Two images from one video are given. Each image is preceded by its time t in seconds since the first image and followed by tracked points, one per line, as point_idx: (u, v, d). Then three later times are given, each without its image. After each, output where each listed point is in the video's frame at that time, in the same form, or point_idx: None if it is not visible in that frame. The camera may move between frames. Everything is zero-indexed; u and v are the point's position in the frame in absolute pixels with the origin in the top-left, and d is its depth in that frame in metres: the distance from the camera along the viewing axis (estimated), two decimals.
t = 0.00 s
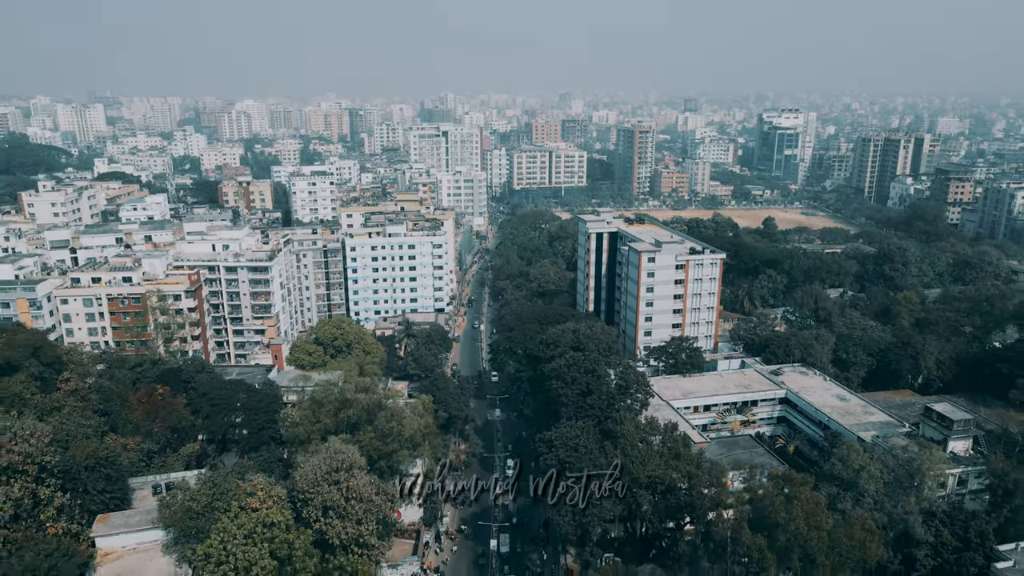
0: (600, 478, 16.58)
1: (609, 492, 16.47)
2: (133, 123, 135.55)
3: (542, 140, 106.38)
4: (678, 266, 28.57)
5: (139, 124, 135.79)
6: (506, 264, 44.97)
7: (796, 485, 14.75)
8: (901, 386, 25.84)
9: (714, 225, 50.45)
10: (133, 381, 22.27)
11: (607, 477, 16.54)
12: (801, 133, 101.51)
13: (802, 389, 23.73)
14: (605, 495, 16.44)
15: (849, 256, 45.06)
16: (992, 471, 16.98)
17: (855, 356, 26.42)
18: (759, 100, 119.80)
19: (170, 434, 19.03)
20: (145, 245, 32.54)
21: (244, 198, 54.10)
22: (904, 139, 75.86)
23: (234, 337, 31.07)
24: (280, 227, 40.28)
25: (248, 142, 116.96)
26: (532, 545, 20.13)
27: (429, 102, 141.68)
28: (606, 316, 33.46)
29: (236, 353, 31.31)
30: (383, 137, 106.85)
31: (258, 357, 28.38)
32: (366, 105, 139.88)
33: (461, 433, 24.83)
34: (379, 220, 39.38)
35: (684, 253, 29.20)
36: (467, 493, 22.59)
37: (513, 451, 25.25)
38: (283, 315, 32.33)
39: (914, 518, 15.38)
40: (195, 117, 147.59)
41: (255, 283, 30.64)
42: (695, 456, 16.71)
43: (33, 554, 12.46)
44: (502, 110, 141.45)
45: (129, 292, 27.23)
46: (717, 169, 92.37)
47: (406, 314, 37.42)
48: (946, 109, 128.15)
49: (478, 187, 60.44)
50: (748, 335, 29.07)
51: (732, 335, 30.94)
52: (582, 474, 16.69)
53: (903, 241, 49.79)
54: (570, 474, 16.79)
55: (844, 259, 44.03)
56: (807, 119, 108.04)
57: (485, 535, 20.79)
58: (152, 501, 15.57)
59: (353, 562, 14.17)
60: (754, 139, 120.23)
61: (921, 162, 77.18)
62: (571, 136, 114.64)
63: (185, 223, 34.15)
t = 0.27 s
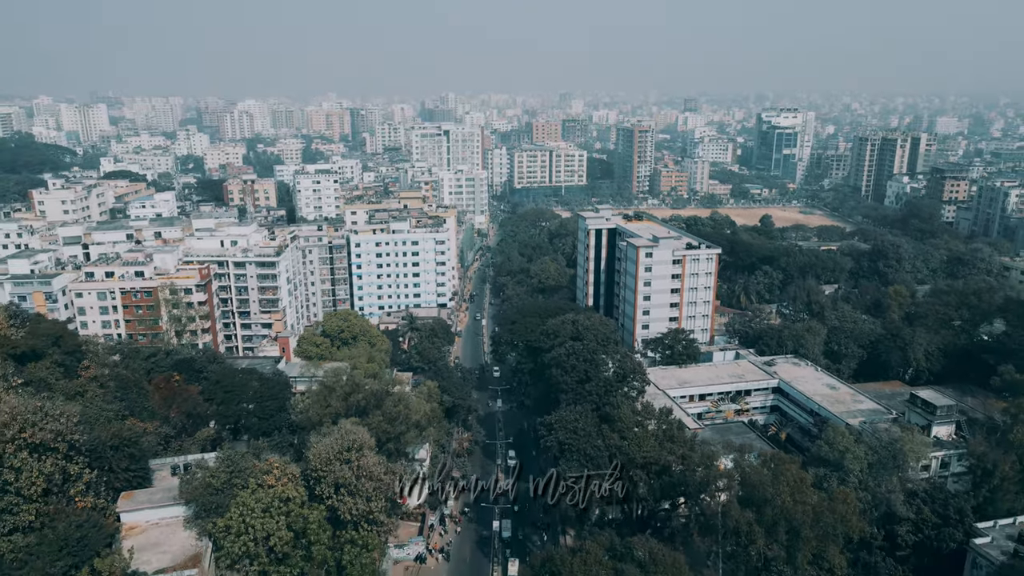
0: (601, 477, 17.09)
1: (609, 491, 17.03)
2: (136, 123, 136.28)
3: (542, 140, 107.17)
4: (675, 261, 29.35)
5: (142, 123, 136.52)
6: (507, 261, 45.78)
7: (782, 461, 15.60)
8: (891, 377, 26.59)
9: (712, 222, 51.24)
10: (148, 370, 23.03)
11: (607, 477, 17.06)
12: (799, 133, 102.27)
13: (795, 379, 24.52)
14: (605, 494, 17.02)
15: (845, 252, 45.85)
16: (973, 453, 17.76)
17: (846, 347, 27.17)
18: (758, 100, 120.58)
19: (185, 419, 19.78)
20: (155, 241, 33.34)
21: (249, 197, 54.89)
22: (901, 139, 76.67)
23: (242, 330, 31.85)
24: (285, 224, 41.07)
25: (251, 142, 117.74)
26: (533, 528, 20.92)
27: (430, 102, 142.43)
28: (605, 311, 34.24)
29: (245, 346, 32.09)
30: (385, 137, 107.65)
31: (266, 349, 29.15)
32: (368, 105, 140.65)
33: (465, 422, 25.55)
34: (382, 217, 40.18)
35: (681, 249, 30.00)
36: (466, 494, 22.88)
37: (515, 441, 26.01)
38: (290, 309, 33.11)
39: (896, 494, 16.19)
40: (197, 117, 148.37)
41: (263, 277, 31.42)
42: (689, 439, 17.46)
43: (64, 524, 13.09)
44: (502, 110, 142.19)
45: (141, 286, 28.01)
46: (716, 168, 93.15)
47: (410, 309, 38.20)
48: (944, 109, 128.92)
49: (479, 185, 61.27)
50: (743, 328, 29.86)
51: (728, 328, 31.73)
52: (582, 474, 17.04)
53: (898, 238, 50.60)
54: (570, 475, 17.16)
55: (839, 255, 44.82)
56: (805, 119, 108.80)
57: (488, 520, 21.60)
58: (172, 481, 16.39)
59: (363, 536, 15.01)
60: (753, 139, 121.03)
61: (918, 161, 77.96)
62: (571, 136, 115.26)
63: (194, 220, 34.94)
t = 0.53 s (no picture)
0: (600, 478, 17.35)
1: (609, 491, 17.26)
2: (139, 123, 137.01)
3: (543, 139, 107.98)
4: (672, 256, 30.13)
5: (144, 123, 137.27)
6: (509, 258, 46.59)
7: (771, 444, 16.57)
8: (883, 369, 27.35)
9: (710, 220, 52.03)
10: (162, 360, 23.75)
11: (606, 477, 17.29)
12: (798, 132, 103.01)
13: (788, 369, 25.32)
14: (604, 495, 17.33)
15: (841, 249, 46.63)
16: (956, 437, 18.56)
17: (838, 340, 27.96)
18: (757, 100, 121.36)
19: (201, 406, 20.48)
20: (165, 238, 34.13)
21: (254, 195, 55.67)
22: (898, 138, 77.42)
23: (251, 324, 32.62)
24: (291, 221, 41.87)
25: (253, 142, 118.53)
26: (534, 512, 21.72)
27: (431, 102, 143.20)
28: (605, 306, 35.02)
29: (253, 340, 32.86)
30: (387, 136, 108.45)
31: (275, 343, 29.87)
32: (369, 105, 141.39)
33: (468, 412, 26.27)
34: (387, 215, 41.03)
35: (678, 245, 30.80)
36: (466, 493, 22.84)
37: (516, 430, 26.80)
38: (296, 304, 33.88)
39: (879, 476, 17.06)
40: (199, 117, 149.12)
41: (271, 273, 32.20)
42: (685, 423, 18.21)
43: (94, 499, 13.81)
44: (503, 109, 142.84)
45: (154, 280, 28.81)
46: (715, 167, 93.86)
47: (413, 304, 39.01)
48: (943, 109, 129.60)
49: (481, 184, 62.09)
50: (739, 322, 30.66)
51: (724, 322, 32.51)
52: (581, 474, 17.35)
53: (893, 236, 51.38)
54: (570, 475, 17.31)
55: (835, 252, 45.61)
56: (805, 118, 109.52)
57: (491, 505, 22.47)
58: (191, 462, 17.15)
59: (374, 513, 15.84)
60: (753, 138, 121.75)
61: (915, 161, 78.74)
62: (572, 136, 115.32)
63: (202, 217, 35.72)
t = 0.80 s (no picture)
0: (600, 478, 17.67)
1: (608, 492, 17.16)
2: (142, 122, 137.90)
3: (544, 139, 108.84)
4: (670, 251, 30.91)
5: (148, 123, 138.14)
6: (510, 255, 47.42)
7: (763, 429, 17.19)
8: (875, 361, 28.10)
9: (709, 218, 52.83)
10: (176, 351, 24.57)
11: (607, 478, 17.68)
12: (797, 132, 103.76)
13: (782, 360, 26.06)
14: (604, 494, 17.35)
15: (837, 246, 47.38)
16: (942, 423, 19.32)
17: (832, 333, 28.72)
18: (757, 100, 122.10)
19: (216, 393, 21.21)
20: (176, 234, 34.94)
21: (260, 194, 56.49)
22: (896, 138, 78.20)
23: (259, 319, 33.38)
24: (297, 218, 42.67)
25: (257, 141, 119.39)
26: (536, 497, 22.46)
27: (432, 102, 144.01)
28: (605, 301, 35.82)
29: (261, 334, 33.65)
30: (389, 136, 109.29)
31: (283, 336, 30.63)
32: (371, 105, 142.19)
33: (471, 403, 27.15)
34: (391, 213, 41.84)
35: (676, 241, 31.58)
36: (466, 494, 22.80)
37: (519, 421, 27.59)
38: (303, 299, 34.64)
39: (867, 460, 17.82)
40: (202, 116, 150.03)
41: (279, 268, 32.96)
42: (680, 409, 18.95)
43: (121, 476, 14.67)
44: (504, 109, 143.63)
45: (166, 275, 29.62)
46: (715, 166, 94.69)
47: (417, 299, 39.81)
48: (942, 108, 130.33)
49: (483, 182, 62.90)
50: (736, 316, 31.45)
51: (721, 316, 33.27)
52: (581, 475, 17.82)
53: (890, 233, 52.15)
54: (570, 475, 17.88)
55: (831, 249, 46.38)
56: (804, 118, 110.25)
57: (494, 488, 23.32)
58: (209, 445, 17.97)
59: (384, 491, 16.54)
60: (753, 138, 122.53)
61: (912, 160, 79.50)
62: (574, 135, 114.18)
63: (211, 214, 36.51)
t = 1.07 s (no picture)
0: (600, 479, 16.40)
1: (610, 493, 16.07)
2: (145, 122, 138.73)
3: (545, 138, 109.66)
4: (669, 247, 31.68)
5: (150, 123, 138.97)
6: (512, 252, 48.24)
7: (755, 414, 17.92)
8: (868, 353, 28.84)
9: (707, 216, 53.62)
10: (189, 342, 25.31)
11: (607, 478, 16.32)
12: (796, 132, 104.57)
13: (777, 352, 26.80)
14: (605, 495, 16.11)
15: (833, 243, 48.17)
16: (928, 410, 20.07)
17: (826, 326, 29.47)
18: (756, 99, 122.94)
19: (229, 382, 21.71)
20: (185, 231, 35.71)
21: (265, 192, 57.27)
22: (893, 137, 78.99)
23: (267, 313, 34.12)
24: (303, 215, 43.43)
25: (259, 140, 120.23)
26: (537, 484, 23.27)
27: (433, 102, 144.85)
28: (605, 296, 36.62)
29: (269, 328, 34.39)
30: (390, 135, 110.08)
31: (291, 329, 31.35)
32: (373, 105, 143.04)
33: (475, 394, 27.96)
34: (395, 210, 42.63)
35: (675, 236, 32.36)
36: (467, 494, 22.90)
37: (520, 412, 28.37)
38: (310, 294, 35.38)
39: (854, 445, 18.62)
40: (205, 116, 150.86)
41: (286, 263, 33.67)
42: (677, 396, 19.74)
43: (145, 455, 15.46)
44: (505, 109, 144.50)
45: (177, 270, 30.41)
46: (714, 166, 95.50)
47: (421, 295, 40.58)
48: (940, 108, 131.11)
49: (484, 181, 63.73)
50: (732, 310, 32.25)
51: (718, 310, 34.03)
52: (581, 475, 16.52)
53: (886, 231, 52.95)
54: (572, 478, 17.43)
55: (828, 246, 47.15)
56: (803, 118, 111.07)
57: (496, 473, 24.17)
58: (225, 430, 18.80)
59: (393, 471, 17.35)
60: (752, 137, 123.33)
61: (910, 159, 80.28)
62: (574, 135, 116.27)
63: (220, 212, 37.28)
